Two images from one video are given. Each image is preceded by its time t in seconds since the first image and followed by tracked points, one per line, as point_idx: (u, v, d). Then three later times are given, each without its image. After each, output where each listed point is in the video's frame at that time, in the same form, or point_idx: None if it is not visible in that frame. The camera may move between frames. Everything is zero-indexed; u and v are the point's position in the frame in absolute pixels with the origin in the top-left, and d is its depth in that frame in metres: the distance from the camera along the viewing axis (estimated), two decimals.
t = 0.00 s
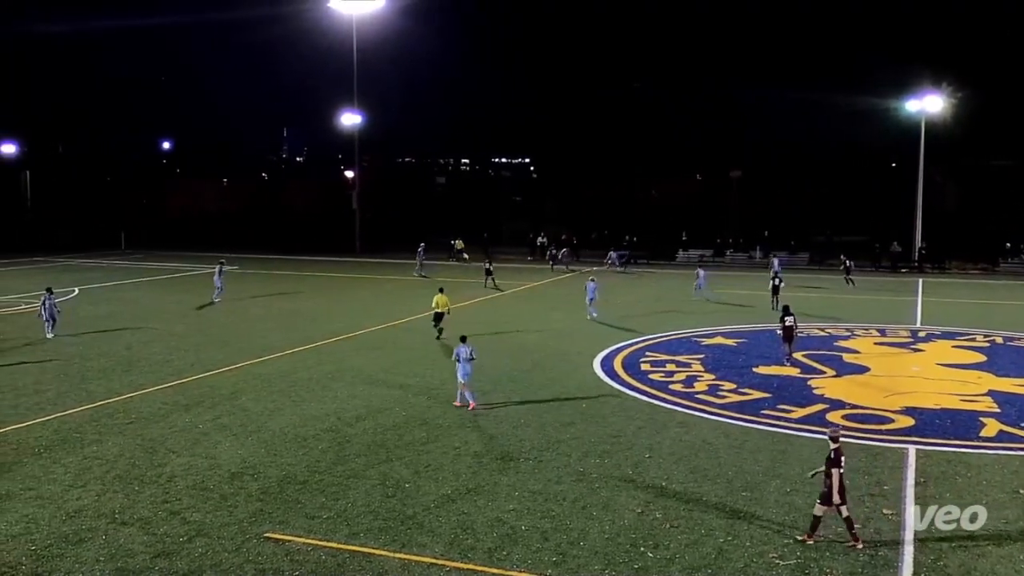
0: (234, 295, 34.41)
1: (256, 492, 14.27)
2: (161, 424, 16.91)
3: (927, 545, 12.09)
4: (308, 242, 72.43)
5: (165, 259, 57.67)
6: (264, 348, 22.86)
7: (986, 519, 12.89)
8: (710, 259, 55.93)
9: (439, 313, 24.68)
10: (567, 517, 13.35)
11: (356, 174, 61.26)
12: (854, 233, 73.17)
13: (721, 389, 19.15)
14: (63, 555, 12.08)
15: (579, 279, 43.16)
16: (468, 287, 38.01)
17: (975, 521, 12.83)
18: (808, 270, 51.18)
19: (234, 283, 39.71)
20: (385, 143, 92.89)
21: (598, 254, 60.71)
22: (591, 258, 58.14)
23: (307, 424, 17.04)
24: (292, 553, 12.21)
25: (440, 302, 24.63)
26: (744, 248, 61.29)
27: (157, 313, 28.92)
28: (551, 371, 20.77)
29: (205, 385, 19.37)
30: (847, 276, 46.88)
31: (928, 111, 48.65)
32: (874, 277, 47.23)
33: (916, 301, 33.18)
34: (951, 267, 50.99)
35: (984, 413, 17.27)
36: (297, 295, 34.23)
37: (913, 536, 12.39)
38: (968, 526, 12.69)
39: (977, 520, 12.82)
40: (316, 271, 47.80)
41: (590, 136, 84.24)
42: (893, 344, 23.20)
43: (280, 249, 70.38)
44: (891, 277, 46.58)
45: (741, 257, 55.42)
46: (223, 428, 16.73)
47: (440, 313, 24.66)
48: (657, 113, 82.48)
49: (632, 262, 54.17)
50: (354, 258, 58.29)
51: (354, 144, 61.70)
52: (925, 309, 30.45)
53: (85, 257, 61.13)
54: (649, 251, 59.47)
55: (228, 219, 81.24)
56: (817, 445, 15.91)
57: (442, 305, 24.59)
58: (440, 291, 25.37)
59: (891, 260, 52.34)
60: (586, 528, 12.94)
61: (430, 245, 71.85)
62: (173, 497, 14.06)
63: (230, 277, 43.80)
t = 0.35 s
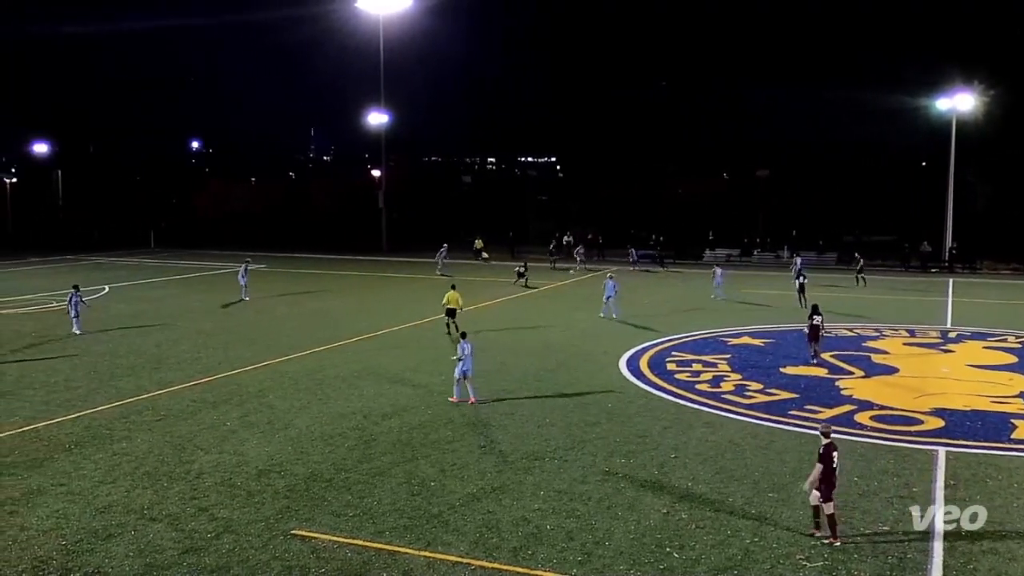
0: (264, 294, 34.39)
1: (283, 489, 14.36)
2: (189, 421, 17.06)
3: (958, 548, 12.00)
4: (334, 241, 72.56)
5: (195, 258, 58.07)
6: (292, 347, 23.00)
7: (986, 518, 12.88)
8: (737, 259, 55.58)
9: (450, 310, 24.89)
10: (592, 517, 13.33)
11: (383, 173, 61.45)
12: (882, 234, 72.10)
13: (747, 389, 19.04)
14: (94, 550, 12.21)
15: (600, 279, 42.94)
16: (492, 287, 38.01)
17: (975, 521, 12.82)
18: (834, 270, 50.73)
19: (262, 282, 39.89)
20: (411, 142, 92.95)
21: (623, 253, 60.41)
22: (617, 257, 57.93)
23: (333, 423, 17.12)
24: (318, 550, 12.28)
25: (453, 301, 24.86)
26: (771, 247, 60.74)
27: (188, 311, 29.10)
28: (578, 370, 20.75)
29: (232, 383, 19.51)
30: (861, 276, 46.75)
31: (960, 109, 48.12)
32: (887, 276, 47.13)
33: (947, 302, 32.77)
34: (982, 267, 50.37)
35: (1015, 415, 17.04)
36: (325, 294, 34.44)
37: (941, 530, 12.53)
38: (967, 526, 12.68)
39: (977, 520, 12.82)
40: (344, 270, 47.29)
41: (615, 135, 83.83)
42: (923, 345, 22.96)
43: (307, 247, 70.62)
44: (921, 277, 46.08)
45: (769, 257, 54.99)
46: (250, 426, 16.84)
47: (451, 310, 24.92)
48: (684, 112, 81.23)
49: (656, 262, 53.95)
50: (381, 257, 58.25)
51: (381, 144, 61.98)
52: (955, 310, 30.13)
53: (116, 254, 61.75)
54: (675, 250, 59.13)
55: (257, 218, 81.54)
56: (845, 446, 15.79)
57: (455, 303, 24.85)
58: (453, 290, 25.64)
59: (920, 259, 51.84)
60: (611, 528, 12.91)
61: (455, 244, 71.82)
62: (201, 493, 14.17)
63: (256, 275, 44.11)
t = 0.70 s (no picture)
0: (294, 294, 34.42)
1: (311, 487, 14.43)
2: (217, 419, 17.19)
3: (991, 552, 11.86)
4: (360, 242, 72.38)
5: (223, 258, 58.26)
6: (319, 346, 23.13)
7: (985, 518, 12.90)
8: (765, 259, 55.18)
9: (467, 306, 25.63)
10: (618, 518, 13.30)
11: (410, 174, 61.62)
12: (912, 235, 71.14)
13: (775, 391, 18.92)
14: (123, 546, 12.33)
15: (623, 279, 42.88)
16: (516, 287, 37.99)
17: (976, 520, 12.86)
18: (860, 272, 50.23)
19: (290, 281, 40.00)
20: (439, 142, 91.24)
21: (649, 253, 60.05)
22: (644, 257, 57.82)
23: (360, 421, 17.18)
24: (344, 549, 12.32)
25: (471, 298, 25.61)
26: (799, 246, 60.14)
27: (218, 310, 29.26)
28: (604, 370, 20.73)
29: (260, 381, 19.65)
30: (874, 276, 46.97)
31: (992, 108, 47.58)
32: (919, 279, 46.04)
33: (978, 304, 32.40)
34: (1014, 269, 49.68)
35: None
36: (353, 294, 34.63)
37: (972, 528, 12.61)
38: (969, 526, 12.71)
39: (978, 520, 12.85)
40: (369, 270, 47.27)
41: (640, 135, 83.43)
42: (954, 347, 22.70)
43: (336, 246, 70.88)
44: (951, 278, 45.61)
45: (797, 257, 54.54)
46: (278, 424, 16.94)
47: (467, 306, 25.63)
48: (715, 114, 78.88)
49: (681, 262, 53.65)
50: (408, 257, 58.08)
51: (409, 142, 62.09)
52: (986, 312, 29.75)
53: (146, 254, 62.19)
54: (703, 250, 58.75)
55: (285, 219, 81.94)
56: (875, 448, 15.65)
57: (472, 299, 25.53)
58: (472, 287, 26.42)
59: (951, 260, 51.30)
60: (638, 529, 12.87)
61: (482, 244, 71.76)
62: (229, 491, 14.27)
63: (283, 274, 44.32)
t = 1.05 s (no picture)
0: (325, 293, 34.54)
1: (342, 486, 14.51)
2: (251, 417, 17.34)
3: None
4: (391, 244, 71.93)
5: (254, 257, 58.59)
6: (351, 345, 23.27)
7: (987, 519, 12.92)
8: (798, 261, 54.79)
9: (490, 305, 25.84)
10: (649, 519, 13.25)
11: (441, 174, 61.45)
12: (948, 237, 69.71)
13: (808, 394, 18.76)
14: (158, 543, 12.46)
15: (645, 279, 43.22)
16: (545, 287, 37.91)
17: (975, 521, 12.89)
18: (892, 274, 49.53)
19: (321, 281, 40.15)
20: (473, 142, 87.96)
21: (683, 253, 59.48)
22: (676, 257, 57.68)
23: (392, 421, 17.25)
24: (375, 547, 12.38)
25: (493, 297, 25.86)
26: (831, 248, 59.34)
27: (251, 309, 29.49)
28: (636, 371, 20.68)
29: (293, 380, 19.82)
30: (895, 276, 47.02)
31: None
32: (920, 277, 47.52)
33: (1017, 306, 31.85)
34: None
35: None
36: (383, 294, 34.72)
37: (1012, 528, 12.59)
38: (968, 526, 12.73)
39: (976, 520, 12.89)
40: (398, 270, 47.33)
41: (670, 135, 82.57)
42: (991, 351, 22.37)
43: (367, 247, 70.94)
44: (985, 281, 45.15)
45: (832, 258, 53.91)
46: (310, 423, 17.06)
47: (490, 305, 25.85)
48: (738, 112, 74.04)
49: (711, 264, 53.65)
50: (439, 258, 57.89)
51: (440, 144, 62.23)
52: None
53: (178, 253, 62.59)
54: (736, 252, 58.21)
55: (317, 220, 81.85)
56: (910, 452, 15.49)
57: (494, 298, 25.80)
58: (494, 287, 26.90)
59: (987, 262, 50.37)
60: (668, 532, 12.82)
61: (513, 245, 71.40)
62: (261, 489, 14.38)
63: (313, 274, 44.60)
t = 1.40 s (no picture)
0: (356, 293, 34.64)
1: (372, 485, 14.58)
2: (282, 415, 17.47)
3: None
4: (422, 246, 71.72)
5: (283, 257, 58.92)
6: (382, 344, 23.37)
7: (987, 520, 12.91)
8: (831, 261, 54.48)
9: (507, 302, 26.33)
10: (678, 521, 13.20)
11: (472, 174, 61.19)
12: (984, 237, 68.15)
13: (841, 395, 18.64)
14: (190, 539, 12.57)
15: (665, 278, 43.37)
16: (574, 287, 37.76)
17: (974, 520, 12.89)
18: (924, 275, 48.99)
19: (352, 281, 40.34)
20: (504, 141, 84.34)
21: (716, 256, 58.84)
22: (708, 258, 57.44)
23: (421, 420, 17.30)
24: (404, 546, 12.42)
25: (510, 294, 26.29)
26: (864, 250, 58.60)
27: (282, 308, 29.70)
28: (667, 372, 20.62)
29: (323, 379, 19.95)
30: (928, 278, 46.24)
31: None
32: (935, 276, 48.35)
33: None
34: None
35: None
36: (413, 293, 34.76)
37: None
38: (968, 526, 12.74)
39: (976, 519, 12.90)
40: (424, 271, 47.37)
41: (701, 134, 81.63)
42: None
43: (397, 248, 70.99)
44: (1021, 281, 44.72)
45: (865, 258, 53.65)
46: (340, 422, 17.15)
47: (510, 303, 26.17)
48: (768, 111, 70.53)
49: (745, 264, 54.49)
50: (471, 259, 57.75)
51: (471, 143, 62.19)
52: None
53: (208, 253, 62.93)
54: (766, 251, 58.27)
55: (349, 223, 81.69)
56: (944, 455, 15.31)
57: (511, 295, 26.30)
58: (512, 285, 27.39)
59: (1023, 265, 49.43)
60: (698, 533, 12.76)
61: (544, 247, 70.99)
62: (292, 487, 14.48)
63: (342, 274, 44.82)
